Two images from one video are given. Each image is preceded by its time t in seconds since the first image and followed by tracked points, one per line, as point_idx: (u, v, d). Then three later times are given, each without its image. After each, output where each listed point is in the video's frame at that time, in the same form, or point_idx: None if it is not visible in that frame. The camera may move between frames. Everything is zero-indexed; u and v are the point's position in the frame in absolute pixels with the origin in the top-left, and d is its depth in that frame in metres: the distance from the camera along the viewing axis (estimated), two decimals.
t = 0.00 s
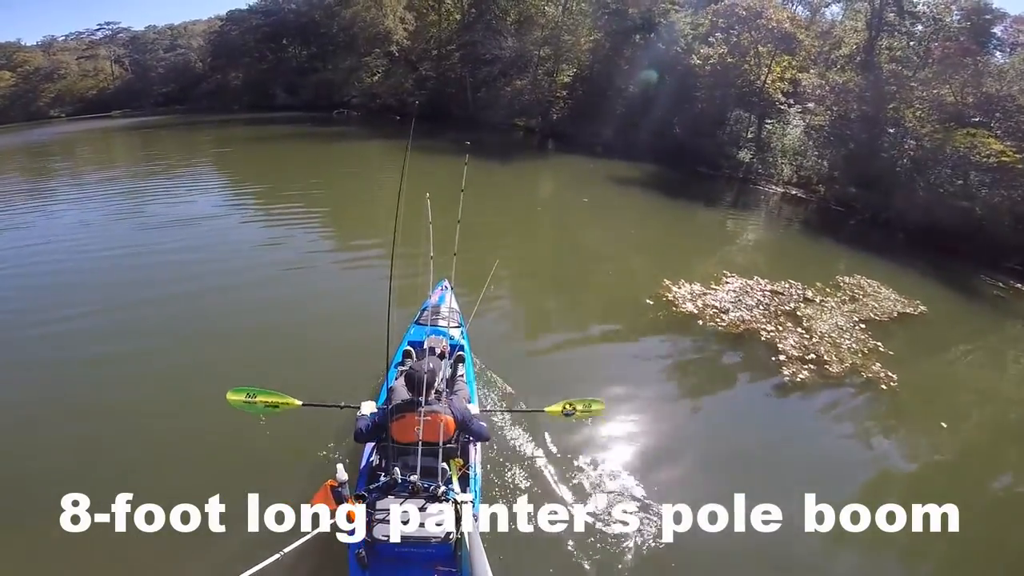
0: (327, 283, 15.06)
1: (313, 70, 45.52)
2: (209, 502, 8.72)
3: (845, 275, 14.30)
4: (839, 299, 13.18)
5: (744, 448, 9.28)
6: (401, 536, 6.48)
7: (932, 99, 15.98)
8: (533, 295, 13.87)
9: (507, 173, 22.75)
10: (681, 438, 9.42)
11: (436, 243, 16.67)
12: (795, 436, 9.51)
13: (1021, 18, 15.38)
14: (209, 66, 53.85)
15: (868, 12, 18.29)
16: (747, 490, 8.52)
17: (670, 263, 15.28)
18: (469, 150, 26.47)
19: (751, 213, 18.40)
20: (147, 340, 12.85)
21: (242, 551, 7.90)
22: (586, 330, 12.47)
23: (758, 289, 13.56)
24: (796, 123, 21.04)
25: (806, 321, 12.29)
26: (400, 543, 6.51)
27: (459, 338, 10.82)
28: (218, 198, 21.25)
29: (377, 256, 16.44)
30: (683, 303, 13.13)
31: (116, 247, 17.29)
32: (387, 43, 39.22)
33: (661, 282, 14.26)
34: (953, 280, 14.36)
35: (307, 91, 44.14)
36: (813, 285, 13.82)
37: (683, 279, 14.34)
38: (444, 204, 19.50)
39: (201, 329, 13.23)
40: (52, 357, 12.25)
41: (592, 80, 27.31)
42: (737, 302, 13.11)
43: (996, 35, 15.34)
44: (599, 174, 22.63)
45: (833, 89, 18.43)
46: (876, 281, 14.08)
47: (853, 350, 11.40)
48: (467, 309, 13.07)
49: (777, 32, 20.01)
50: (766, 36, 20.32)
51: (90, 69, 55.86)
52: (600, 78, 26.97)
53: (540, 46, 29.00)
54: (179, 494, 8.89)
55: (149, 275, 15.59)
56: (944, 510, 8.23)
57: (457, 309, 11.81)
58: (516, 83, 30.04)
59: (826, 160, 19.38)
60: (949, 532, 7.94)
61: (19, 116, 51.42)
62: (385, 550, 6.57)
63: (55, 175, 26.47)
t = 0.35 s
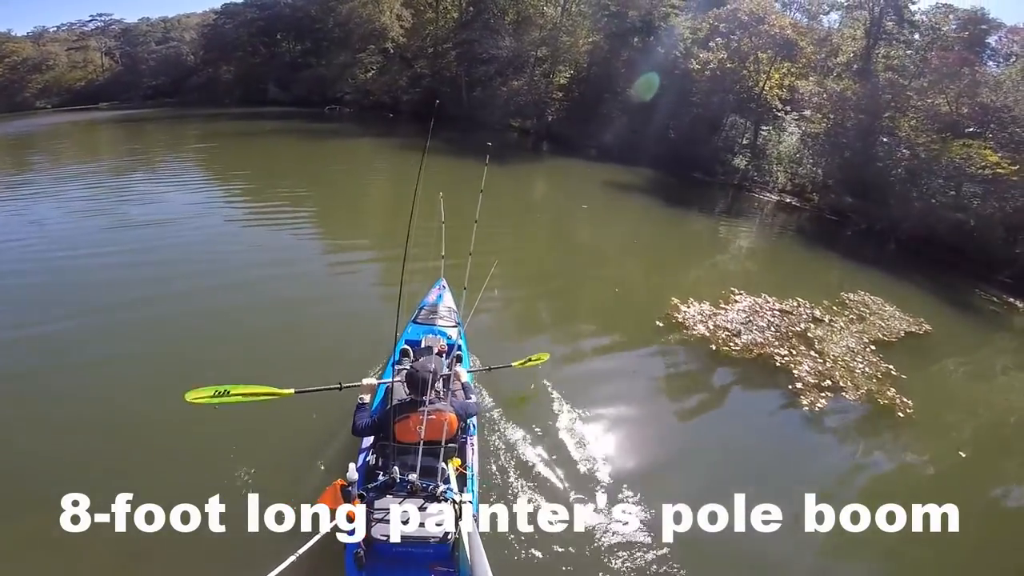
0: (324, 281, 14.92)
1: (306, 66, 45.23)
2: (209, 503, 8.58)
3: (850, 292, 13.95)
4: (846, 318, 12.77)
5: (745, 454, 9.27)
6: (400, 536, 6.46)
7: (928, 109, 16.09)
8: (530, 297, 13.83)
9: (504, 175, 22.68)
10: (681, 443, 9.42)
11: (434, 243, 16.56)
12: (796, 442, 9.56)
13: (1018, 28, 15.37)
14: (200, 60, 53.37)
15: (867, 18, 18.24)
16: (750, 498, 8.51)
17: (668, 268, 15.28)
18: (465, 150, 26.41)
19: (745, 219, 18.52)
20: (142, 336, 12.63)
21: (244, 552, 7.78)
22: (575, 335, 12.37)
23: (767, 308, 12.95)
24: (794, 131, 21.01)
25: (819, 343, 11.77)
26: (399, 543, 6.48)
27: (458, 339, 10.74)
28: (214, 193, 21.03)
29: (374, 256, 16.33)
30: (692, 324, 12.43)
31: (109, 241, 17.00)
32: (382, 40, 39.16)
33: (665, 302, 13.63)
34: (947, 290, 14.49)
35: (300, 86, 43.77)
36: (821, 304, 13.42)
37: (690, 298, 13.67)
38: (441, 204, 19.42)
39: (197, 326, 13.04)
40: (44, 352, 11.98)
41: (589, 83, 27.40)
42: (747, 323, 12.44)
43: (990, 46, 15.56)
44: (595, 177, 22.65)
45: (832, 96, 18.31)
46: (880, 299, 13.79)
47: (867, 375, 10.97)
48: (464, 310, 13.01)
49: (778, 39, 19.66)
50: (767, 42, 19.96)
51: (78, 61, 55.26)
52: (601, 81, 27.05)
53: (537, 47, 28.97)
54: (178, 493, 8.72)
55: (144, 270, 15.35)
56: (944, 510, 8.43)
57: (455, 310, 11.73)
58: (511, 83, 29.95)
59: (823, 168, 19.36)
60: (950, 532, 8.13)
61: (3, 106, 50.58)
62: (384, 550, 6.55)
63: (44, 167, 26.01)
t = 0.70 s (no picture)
0: (325, 283, 14.87)
1: (302, 67, 45.08)
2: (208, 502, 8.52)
3: (876, 292, 13.49)
4: (877, 322, 12.22)
5: (750, 447, 9.21)
6: (400, 536, 6.36)
7: (933, 98, 15.92)
8: (532, 295, 13.72)
9: (503, 173, 22.54)
10: (684, 436, 9.35)
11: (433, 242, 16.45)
12: (801, 437, 9.42)
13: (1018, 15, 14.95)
14: (196, 64, 53.24)
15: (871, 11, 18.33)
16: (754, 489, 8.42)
17: (669, 262, 15.18)
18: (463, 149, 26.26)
19: (746, 211, 18.39)
20: (142, 339, 12.61)
21: (243, 550, 7.69)
22: (581, 333, 12.25)
23: (795, 317, 12.35)
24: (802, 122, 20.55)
25: (851, 353, 11.21)
26: (400, 543, 6.38)
27: (460, 338, 10.61)
28: (212, 197, 21.03)
29: (371, 257, 16.23)
30: (719, 338, 11.77)
31: (107, 247, 17.02)
32: (377, 41, 38.57)
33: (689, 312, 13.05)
34: (954, 281, 14.29)
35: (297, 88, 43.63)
36: (845, 305, 12.99)
37: (715, 308, 13.09)
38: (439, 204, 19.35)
39: (196, 328, 13.00)
40: (44, 358, 11.99)
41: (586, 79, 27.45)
42: (777, 333, 11.83)
43: (992, 33, 15.21)
44: (595, 172, 22.51)
45: (838, 87, 18.12)
46: (907, 298, 13.34)
47: (905, 386, 10.39)
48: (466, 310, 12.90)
49: (782, 29, 19.63)
50: (770, 32, 19.96)
51: (75, 68, 55.25)
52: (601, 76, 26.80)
53: (535, 42, 28.17)
54: (178, 494, 8.68)
55: (144, 275, 15.36)
56: (944, 510, 8.17)
57: (456, 307, 11.58)
58: (511, 81, 29.78)
59: (830, 159, 19.27)
60: (949, 532, 7.88)
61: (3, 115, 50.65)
62: (384, 550, 6.46)
63: (42, 175, 26.06)
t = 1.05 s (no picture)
0: (330, 285, 14.83)
1: (309, 71, 45.23)
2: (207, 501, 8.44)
3: (903, 309, 12.94)
4: (908, 344, 11.55)
5: (758, 451, 9.05)
6: (401, 536, 6.35)
7: (946, 101, 15.63)
8: (538, 300, 13.64)
9: (509, 178, 22.51)
10: (689, 440, 9.27)
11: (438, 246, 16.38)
12: (811, 440, 9.26)
13: None
14: (205, 68, 53.46)
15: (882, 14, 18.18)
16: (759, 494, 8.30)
17: (675, 268, 15.06)
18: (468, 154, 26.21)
19: (754, 217, 18.24)
20: (146, 341, 12.57)
21: (242, 551, 7.60)
22: (588, 340, 12.13)
23: (824, 339, 11.62)
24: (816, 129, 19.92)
25: (887, 379, 10.46)
26: (399, 543, 6.38)
27: (459, 340, 10.50)
28: (218, 201, 21.09)
29: (375, 261, 16.18)
30: (748, 367, 10.91)
31: (114, 249, 17.06)
32: (384, 45, 38.60)
33: (711, 334, 12.35)
34: (965, 287, 14.07)
35: (304, 93, 43.74)
36: (874, 325, 12.37)
37: (740, 332, 12.25)
38: (445, 208, 19.35)
39: (200, 330, 12.96)
40: (48, 359, 11.96)
41: (592, 84, 27.31)
42: (808, 359, 11.04)
43: (1002, 36, 14.90)
44: (602, 178, 22.41)
45: (850, 92, 17.77)
46: (934, 314, 12.81)
47: (945, 415, 9.68)
48: (470, 316, 12.79)
49: (795, 33, 19.30)
50: (781, 36, 19.61)
51: (86, 72, 55.76)
52: (607, 82, 26.66)
53: (540, 48, 28.54)
54: (178, 494, 8.59)
55: (149, 278, 15.35)
56: (944, 510, 8.07)
57: (457, 312, 11.39)
58: (516, 86, 29.78)
59: (843, 166, 18.75)
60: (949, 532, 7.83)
61: (14, 118, 50.97)
62: (384, 550, 6.45)
63: (50, 178, 26.16)
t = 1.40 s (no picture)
0: (341, 280, 14.68)
1: (327, 65, 45.27)
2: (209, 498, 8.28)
3: (936, 337, 12.19)
4: (946, 378, 10.70)
5: (765, 457, 9.00)
6: (400, 536, 6.20)
7: (976, 114, 14.95)
8: (547, 303, 13.40)
9: (522, 178, 22.33)
10: (691, 444, 9.25)
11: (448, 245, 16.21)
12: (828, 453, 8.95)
13: None
14: (224, 59, 53.63)
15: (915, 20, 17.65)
16: (763, 499, 8.23)
17: (689, 276, 14.73)
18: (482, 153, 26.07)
19: (770, 227, 17.93)
20: (156, 330, 12.49)
21: (236, 549, 7.44)
22: (597, 347, 11.84)
23: (858, 375, 10.79)
24: (841, 141, 19.30)
25: (925, 417, 9.55)
26: (399, 543, 6.22)
27: (460, 340, 10.25)
28: (233, 193, 21.01)
29: (386, 256, 16.17)
30: (781, 407, 10.01)
31: (129, 238, 17.05)
32: (401, 40, 38.49)
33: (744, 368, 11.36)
34: (986, 305, 13.74)
35: (320, 86, 43.69)
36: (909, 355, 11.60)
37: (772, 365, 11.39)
38: (458, 207, 19.15)
39: (207, 321, 12.81)
40: (55, 348, 11.83)
41: (609, 87, 26.97)
42: (842, 396, 10.18)
43: None
44: (617, 182, 22.16)
45: (877, 102, 17.19)
46: (969, 343, 12.08)
47: (986, 456, 8.80)
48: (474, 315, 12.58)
49: (825, 40, 18.36)
50: (809, 43, 18.86)
51: (108, 61, 56.24)
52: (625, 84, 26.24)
53: (558, 48, 28.53)
54: (178, 492, 8.41)
55: (161, 268, 15.24)
56: (944, 510, 7.93)
57: (456, 309, 11.27)
58: (533, 85, 29.71)
59: (866, 178, 18.17)
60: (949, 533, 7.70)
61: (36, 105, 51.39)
62: (384, 550, 6.29)
63: (67, 166, 26.18)
